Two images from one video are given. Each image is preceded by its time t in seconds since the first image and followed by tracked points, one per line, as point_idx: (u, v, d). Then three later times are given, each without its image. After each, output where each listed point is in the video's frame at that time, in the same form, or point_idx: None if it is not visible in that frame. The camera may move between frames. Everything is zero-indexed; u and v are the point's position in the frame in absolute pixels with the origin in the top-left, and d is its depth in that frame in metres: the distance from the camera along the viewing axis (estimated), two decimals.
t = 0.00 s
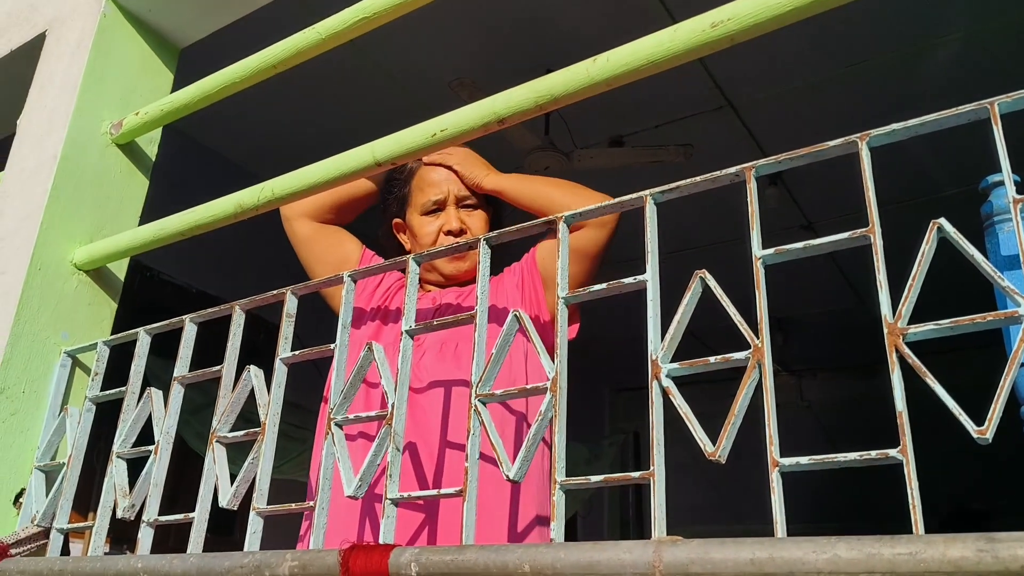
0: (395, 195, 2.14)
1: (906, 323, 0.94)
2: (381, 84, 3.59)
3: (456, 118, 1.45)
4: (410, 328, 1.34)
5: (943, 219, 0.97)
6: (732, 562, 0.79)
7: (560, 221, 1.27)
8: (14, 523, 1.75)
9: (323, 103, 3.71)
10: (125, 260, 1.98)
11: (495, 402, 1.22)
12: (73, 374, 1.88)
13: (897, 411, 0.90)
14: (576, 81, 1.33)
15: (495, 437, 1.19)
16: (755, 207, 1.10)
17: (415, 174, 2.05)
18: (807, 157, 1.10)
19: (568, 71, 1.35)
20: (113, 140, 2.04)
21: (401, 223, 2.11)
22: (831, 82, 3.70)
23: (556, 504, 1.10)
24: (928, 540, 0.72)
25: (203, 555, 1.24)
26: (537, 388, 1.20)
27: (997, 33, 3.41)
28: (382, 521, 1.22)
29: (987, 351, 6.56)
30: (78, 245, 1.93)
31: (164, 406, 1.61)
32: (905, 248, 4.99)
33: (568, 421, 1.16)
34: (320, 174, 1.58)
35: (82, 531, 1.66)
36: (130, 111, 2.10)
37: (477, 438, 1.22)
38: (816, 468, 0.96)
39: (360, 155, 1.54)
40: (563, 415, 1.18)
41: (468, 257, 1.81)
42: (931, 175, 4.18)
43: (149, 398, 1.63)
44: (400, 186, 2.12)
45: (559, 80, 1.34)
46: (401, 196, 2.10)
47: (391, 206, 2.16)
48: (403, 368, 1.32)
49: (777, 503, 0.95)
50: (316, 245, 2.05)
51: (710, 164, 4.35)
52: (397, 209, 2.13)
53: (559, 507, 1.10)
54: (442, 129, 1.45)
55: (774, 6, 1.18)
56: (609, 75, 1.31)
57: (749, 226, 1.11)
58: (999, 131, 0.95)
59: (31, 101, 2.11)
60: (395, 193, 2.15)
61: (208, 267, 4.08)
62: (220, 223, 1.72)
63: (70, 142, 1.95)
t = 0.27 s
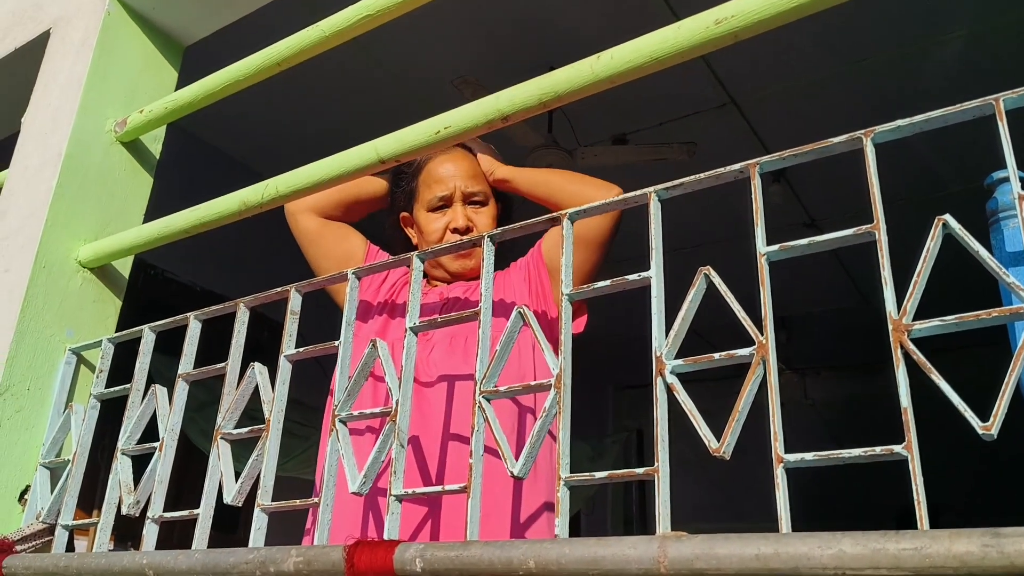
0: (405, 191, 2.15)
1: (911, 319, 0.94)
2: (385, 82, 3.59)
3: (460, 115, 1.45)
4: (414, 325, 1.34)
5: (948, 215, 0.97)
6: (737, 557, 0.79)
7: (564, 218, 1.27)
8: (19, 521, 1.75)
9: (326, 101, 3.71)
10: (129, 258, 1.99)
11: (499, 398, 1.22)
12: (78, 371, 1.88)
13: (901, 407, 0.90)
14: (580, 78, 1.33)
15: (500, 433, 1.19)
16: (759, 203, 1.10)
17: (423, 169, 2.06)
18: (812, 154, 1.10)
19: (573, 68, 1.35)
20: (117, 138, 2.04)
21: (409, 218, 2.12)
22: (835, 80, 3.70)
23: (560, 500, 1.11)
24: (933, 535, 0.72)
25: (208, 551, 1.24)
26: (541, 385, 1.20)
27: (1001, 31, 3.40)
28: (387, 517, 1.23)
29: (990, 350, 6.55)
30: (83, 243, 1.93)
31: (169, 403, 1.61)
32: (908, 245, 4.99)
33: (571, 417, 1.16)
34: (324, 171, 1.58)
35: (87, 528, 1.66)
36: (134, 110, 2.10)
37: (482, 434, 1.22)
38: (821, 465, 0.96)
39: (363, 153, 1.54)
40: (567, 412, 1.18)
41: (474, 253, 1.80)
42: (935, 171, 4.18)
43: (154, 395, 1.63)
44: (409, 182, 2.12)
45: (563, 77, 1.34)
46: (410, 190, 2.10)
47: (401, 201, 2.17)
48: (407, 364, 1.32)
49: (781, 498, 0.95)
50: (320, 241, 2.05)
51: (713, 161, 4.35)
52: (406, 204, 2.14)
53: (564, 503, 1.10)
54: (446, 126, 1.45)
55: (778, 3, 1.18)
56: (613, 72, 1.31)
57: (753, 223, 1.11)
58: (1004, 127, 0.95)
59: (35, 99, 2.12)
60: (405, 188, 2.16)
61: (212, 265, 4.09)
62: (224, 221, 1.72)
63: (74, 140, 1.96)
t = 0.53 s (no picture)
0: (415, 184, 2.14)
1: (916, 321, 0.94)
2: (388, 84, 3.59)
3: (465, 117, 1.45)
4: (418, 327, 1.34)
5: (953, 217, 0.97)
6: (742, 560, 0.79)
7: (569, 220, 1.27)
8: (25, 522, 1.75)
9: (331, 104, 3.72)
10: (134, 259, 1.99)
11: (504, 400, 1.22)
12: (83, 373, 1.88)
13: (906, 410, 0.90)
14: (584, 80, 1.33)
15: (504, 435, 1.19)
16: (763, 205, 1.10)
17: (435, 166, 2.05)
18: (816, 156, 1.09)
19: (577, 70, 1.35)
20: (122, 140, 2.05)
21: (418, 214, 2.11)
22: (839, 81, 3.69)
23: (564, 502, 1.10)
24: (939, 538, 0.72)
25: (213, 553, 1.24)
26: (546, 387, 1.20)
27: (1005, 32, 3.39)
28: (391, 519, 1.23)
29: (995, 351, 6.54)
30: (88, 244, 1.94)
31: (174, 405, 1.61)
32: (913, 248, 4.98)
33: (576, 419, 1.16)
34: (329, 173, 1.59)
35: (92, 529, 1.67)
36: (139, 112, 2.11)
37: (486, 436, 1.22)
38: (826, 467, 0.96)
39: (368, 155, 1.54)
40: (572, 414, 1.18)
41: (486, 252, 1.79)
42: (940, 174, 4.18)
43: (159, 397, 1.64)
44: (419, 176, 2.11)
45: (567, 79, 1.34)
46: (421, 185, 2.10)
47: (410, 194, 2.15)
48: (412, 366, 1.32)
49: (786, 501, 0.94)
50: (323, 244, 2.05)
51: (717, 163, 4.35)
52: (416, 199, 2.13)
53: (568, 506, 1.10)
54: (450, 128, 1.46)
55: (782, 4, 1.18)
56: (616, 74, 1.31)
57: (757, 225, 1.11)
58: (1009, 128, 0.95)
59: (40, 102, 2.12)
60: (415, 183, 2.14)
61: (217, 267, 4.10)
62: (229, 223, 1.72)
63: (79, 142, 1.96)
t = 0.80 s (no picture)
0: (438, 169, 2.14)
1: (923, 325, 0.94)
2: (395, 85, 3.60)
3: (473, 119, 1.45)
4: (426, 329, 1.35)
5: (960, 222, 0.97)
6: (749, 563, 0.79)
7: (576, 222, 1.28)
8: (34, 520, 1.76)
9: (338, 104, 3.73)
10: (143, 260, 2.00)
11: (511, 402, 1.22)
12: (91, 373, 1.89)
13: (913, 414, 0.90)
14: (593, 82, 1.34)
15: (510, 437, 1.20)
16: (771, 208, 1.10)
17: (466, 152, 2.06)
18: (824, 159, 1.09)
19: (585, 72, 1.35)
20: (131, 141, 2.06)
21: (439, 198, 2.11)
22: (846, 83, 3.69)
23: (571, 504, 1.11)
24: (946, 542, 0.72)
25: (221, 553, 1.24)
26: (553, 389, 1.21)
27: (1013, 33, 3.39)
28: (398, 520, 1.23)
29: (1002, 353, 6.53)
30: (97, 245, 1.95)
31: (182, 405, 1.62)
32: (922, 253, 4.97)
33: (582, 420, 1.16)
34: (337, 175, 1.59)
35: (101, 528, 1.68)
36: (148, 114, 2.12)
37: (493, 437, 1.22)
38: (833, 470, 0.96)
39: (376, 157, 1.55)
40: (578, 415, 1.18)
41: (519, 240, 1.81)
42: (949, 177, 4.17)
43: (167, 397, 1.64)
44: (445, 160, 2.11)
45: (576, 81, 1.35)
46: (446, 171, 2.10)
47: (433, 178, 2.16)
48: (419, 367, 1.32)
49: (793, 504, 0.94)
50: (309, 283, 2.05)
51: (723, 163, 4.35)
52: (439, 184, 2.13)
53: (575, 507, 1.11)
54: (458, 130, 1.46)
55: (791, 7, 1.18)
56: (624, 76, 1.31)
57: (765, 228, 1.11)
58: (1016, 133, 0.95)
59: (50, 103, 2.13)
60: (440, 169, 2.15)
61: (224, 267, 4.12)
62: (238, 224, 1.73)
63: (88, 144, 1.97)
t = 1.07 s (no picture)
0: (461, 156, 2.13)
1: (935, 313, 0.94)
2: (403, 78, 3.60)
3: (482, 109, 1.45)
4: (434, 318, 1.35)
5: (973, 209, 0.96)
6: (759, 549, 0.79)
7: (585, 211, 1.27)
8: (41, 508, 1.77)
9: (345, 97, 3.74)
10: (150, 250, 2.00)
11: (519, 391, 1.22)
12: (99, 362, 1.90)
13: (924, 402, 0.90)
14: (601, 72, 1.33)
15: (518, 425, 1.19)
16: (780, 196, 1.10)
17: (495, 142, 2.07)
18: (835, 148, 1.09)
19: (594, 62, 1.35)
20: (140, 132, 2.06)
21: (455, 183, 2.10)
22: (855, 78, 3.68)
23: (579, 492, 1.11)
24: (958, 528, 0.71)
25: (228, 540, 1.25)
26: (561, 377, 1.20)
27: None
28: (405, 508, 1.23)
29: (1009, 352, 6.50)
30: (106, 235, 1.95)
31: (190, 393, 1.62)
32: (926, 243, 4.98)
33: (590, 409, 1.16)
34: (346, 165, 1.59)
35: (108, 516, 1.68)
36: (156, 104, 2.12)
37: (501, 426, 1.22)
38: (842, 459, 0.95)
39: (384, 147, 1.55)
40: (587, 404, 1.18)
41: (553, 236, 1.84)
42: (953, 166, 4.18)
43: (175, 386, 1.65)
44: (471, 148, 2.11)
45: (585, 71, 1.34)
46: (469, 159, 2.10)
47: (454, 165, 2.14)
48: (426, 356, 1.32)
49: (803, 492, 0.94)
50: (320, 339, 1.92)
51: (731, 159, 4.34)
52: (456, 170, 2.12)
53: (583, 496, 1.10)
54: (466, 120, 1.46)
55: None
56: (634, 66, 1.31)
57: (774, 217, 1.10)
58: None
59: (58, 94, 2.14)
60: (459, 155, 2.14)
61: (231, 260, 4.13)
62: (246, 214, 1.73)
63: (97, 134, 1.98)
